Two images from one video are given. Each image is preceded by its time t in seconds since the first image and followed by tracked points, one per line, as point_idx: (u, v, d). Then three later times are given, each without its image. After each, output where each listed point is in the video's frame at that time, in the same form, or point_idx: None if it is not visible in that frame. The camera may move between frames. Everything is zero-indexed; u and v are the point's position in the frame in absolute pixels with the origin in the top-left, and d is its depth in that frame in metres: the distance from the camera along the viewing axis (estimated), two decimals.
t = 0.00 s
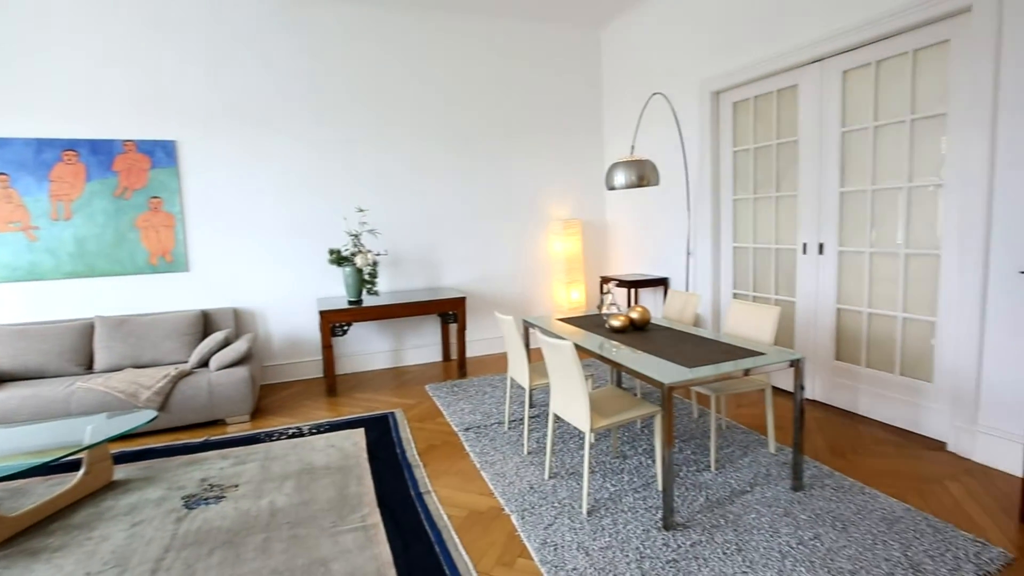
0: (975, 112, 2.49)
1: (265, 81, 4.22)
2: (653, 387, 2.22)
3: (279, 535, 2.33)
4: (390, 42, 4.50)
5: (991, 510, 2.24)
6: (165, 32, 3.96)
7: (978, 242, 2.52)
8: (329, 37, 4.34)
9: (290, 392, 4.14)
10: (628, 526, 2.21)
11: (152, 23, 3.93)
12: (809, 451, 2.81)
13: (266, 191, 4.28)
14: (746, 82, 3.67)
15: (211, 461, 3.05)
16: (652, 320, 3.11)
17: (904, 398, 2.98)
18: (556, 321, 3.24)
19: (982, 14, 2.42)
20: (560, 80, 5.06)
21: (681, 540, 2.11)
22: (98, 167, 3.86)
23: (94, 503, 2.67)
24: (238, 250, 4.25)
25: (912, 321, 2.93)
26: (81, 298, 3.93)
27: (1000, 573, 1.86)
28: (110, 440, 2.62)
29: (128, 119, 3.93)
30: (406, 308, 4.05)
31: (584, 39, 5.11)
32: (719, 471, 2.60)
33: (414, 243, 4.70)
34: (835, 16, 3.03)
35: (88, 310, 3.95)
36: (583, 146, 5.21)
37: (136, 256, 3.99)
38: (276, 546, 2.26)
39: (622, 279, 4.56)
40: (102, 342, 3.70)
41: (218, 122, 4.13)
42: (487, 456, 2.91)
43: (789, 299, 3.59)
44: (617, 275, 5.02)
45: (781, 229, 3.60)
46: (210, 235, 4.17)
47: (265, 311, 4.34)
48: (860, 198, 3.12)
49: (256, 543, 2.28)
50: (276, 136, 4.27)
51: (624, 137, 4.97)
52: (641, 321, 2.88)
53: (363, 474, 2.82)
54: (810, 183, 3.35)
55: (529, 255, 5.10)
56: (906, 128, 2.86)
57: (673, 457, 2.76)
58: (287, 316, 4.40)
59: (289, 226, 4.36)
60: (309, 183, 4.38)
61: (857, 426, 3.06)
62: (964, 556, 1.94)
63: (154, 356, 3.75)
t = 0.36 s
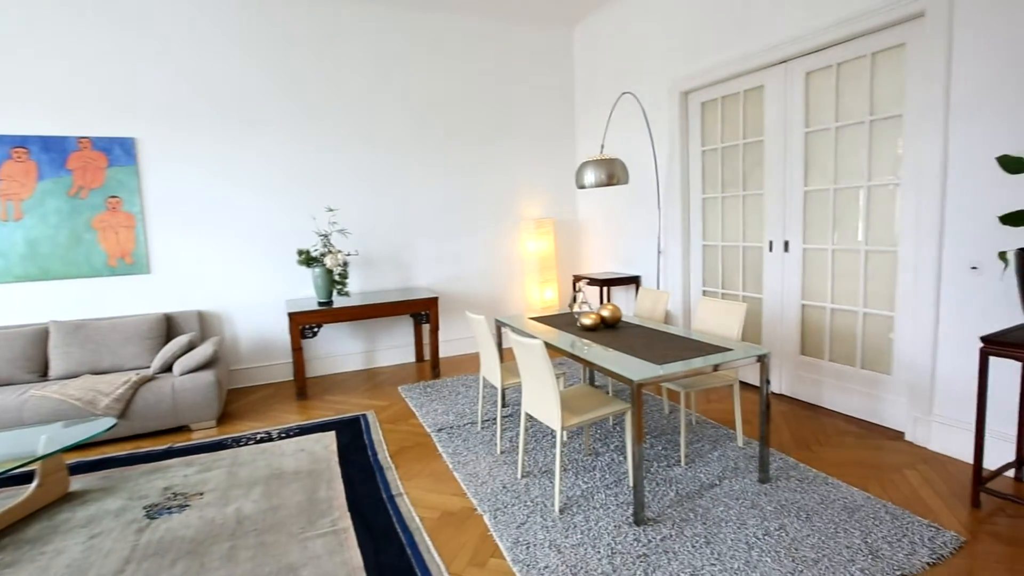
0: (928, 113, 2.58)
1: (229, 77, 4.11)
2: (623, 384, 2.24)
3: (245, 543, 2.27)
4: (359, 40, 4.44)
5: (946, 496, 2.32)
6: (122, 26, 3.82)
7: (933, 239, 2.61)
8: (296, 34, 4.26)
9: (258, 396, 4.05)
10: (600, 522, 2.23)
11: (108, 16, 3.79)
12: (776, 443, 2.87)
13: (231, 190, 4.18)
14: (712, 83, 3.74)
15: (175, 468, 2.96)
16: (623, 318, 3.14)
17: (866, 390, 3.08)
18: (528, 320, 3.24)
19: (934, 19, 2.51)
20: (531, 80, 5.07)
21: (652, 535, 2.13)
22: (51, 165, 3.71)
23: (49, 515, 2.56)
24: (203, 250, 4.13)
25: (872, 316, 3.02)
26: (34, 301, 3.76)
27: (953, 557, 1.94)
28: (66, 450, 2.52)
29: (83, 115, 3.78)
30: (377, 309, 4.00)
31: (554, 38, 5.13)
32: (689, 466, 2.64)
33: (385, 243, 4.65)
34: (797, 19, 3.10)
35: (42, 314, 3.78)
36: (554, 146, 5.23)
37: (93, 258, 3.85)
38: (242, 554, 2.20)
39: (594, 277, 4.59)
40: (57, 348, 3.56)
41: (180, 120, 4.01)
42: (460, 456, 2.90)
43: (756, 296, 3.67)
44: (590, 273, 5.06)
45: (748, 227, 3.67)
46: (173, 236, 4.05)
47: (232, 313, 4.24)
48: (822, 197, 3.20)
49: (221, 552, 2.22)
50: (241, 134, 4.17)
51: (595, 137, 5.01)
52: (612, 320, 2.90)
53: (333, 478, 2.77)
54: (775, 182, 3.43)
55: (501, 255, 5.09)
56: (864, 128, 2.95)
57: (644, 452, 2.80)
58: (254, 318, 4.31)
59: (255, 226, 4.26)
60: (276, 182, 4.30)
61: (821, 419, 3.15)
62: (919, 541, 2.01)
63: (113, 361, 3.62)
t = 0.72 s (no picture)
0: (901, 111, 2.61)
1: (202, 76, 4.03)
2: (601, 384, 2.22)
3: (218, 553, 2.21)
4: (335, 39, 4.38)
5: (922, 491, 2.34)
6: (89, 22, 3.71)
7: (907, 236, 2.64)
8: (270, 33, 4.18)
9: (234, 401, 3.97)
10: (580, 524, 2.21)
11: (74, 12, 3.67)
12: (755, 441, 2.88)
13: (205, 192, 4.09)
14: (690, 82, 3.75)
15: (147, 477, 2.89)
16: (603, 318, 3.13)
17: (843, 387, 3.10)
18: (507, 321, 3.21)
19: (905, 18, 2.53)
20: (511, 79, 5.04)
21: (632, 536, 2.12)
22: (16, 166, 3.58)
23: (13, 528, 2.47)
24: (176, 253, 4.04)
25: (849, 312, 3.05)
26: None
27: (929, 551, 1.95)
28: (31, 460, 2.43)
29: (48, 115, 3.66)
30: (356, 311, 3.95)
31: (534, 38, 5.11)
32: (669, 465, 2.64)
33: (363, 245, 4.59)
34: (772, 18, 3.12)
35: (6, 320, 3.66)
36: (534, 146, 5.21)
37: (61, 262, 3.73)
38: (214, 564, 2.14)
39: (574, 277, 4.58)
40: (23, 355, 3.45)
41: (150, 120, 3.92)
42: (440, 460, 2.86)
43: (735, 294, 3.69)
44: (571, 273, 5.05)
45: (726, 226, 3.68)
46: (145, 238, 3.95)
47: (207, 317, 4.15)
48: (799, 195, 3.22)
49: (192, 563, 2.16)
50: (215, 134, 4.09)
51: (575, 136, 5.00)
52: (592, 320, 2.89)
53: (311, 484, 2.72)
54: (753, 180, 3.44)
55: (482, 255, 5.07)
56: (840, 127, 2.97)
57: (624, 452, 2.79)
58: (230, 322, 4.22)
59: (230, 228, 4.18)
60: (251, 183, 4.22)
61: (800, 415, 3.17)
62: (896, 536, 2.02)
63: (83, 368, 3.52)
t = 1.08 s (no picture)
0: (883, 107, 2.59)
1: (173, 74, 3.91)
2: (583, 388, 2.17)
3: (187, 568, 2.12)
4: (312, 37, 4.29)
5: (907, 489, 2.33)
6: (52, 18, 3.58)
7: (890, 233, 2.62)
8: (244, 30, 4.08)
9: (210, 408, 3.87)
10: (562, 531, 2.16)
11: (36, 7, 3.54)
12: (741, 441, 2.85)
13: (178, 193, 3.97)
14: (672, 80, 3.71)
15: (115, 489, 2.78)
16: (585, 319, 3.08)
17: (827, 385, 3.08)
18: (488, 322, 3.15)
19: (886, 14, 2.51)
20: (492, 76, 4.98)
21: (615, 542, 2.07)
22: None
23: None
24: (148, 257, 3.92)
25: (833, 310, 3.03)
26: None
27: (915, 552, 1.92)
28: None
29: (10, 114, 3.52)
30: (335, 314, 3.87)
31: (515, 35, 5.05)
32: (654, 468, 2.59)
33: (343, 246, 4.50)
34: (752, 15, 3.09)
35: None
36: (517, 145, 5.15)
37: (26, 267, 3.60)
38: None
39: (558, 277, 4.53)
40: None
41: (119, 119, 3.79)
42: (420, 466, 2.79)
43: (720, 293, 3.66)
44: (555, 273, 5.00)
45: (710, 224, 3.66)
46: (114, 241, 3.83)
47: (181, 322, 4.04)
48: (782, 193, 3.20)
49: None
50: (187, 134, 3.98)
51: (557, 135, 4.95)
52: (574, 321, 2.84)
53: (287, 494, 2.63)
54: (735, 177, 3.41)
55: (465, 256, 5.00)
56: (822, 123, 2.95)
57: (608, 456, 2.74)
58: (206, 326, 4.11)
59: (205, 231, 4.07)
60: (226, 184, 4.11)
61: (785, 415, 3.15)
62: (882, 538, 1.99)
63: (50, 376, 3.40)
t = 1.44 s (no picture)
0: (853, 107, 2.55)
1: (125, 72, 3.72)
2: (553, 400, 2.07)
3: None
4: (274, 35, 4.13)
5: (884, 495, 2.29)
6: None
7: (863, 234, 2.58)
8: (202, 26, 3.91)
9: (168, 423, 3.68)
10: (533, 550, 2.06)
11: None
12: (717, 448, 2.80)
13: (132, 197, 3.78)
14: (644, 80, 3.66)
15: (59, 514, 2.60)
16: (558, 325, 2.99)
17: (803, 388, 3.05)
18: (458, 329, 3.04)
19: (855, 13, 2.48)
20: (463, 76, 4.87)
21: (588, 561, 1.98)
22: None
23: None
24: (100, 264, 3.72)
25: (807, 312, 2.99)
26: None
27: (893, 563, 1.87)
28: None
29: None
30: (301, 322, 3.71)
31: (486, 34, 4.95)
32: (628, 479, 2.52)
33: (309, 251, 4.35)
34: (723, 14, 3.04)
35: None
36: (489, 146, 5.06)
37: None
38: None
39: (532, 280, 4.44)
40: None
41: (67, 119, 3.59)
42: (387, 481, 2.67)
43: (694, 295, 3.61)
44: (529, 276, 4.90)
45: (684, 225, 3.60)
46: (63, 248, 3.62)
47: (137, 332, 3.84)
48: (755, 194, 3.15)
49: None
50: (142, 135, 3.79)
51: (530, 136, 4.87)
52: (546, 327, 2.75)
53: (244, 515, 2.49)
54: (708, 178, 3.37)
55: (437, 259, 4.88)
56: (794, 124, 2.91)
57: (582, 466, 2.66)
58: (164, 336, 3.93)
59: (161, 236, 3.88)
60: (184, 187, 3.93)
61: (761, 419, 3.10)
62: (861, 548, 1.94)
63: None
